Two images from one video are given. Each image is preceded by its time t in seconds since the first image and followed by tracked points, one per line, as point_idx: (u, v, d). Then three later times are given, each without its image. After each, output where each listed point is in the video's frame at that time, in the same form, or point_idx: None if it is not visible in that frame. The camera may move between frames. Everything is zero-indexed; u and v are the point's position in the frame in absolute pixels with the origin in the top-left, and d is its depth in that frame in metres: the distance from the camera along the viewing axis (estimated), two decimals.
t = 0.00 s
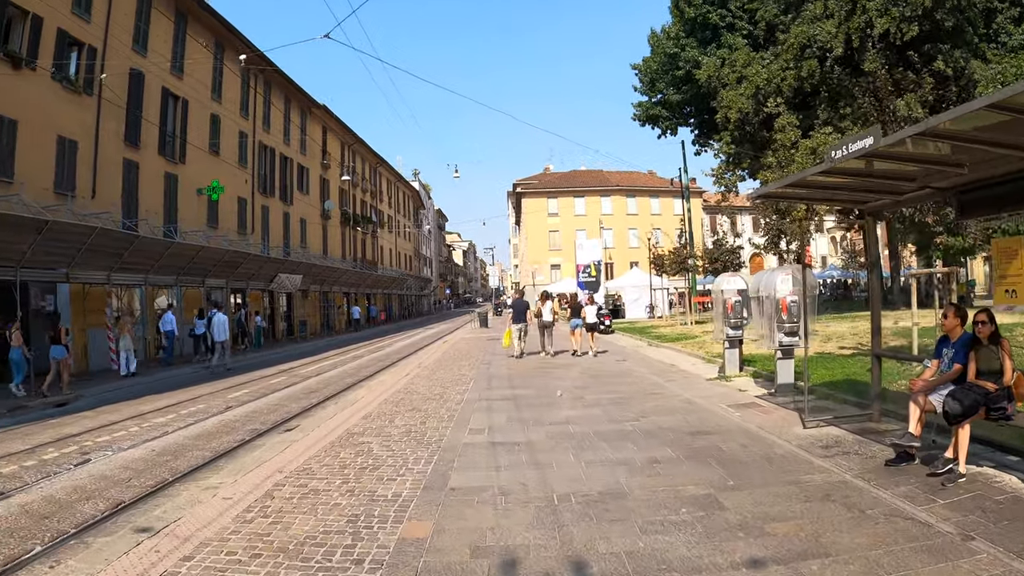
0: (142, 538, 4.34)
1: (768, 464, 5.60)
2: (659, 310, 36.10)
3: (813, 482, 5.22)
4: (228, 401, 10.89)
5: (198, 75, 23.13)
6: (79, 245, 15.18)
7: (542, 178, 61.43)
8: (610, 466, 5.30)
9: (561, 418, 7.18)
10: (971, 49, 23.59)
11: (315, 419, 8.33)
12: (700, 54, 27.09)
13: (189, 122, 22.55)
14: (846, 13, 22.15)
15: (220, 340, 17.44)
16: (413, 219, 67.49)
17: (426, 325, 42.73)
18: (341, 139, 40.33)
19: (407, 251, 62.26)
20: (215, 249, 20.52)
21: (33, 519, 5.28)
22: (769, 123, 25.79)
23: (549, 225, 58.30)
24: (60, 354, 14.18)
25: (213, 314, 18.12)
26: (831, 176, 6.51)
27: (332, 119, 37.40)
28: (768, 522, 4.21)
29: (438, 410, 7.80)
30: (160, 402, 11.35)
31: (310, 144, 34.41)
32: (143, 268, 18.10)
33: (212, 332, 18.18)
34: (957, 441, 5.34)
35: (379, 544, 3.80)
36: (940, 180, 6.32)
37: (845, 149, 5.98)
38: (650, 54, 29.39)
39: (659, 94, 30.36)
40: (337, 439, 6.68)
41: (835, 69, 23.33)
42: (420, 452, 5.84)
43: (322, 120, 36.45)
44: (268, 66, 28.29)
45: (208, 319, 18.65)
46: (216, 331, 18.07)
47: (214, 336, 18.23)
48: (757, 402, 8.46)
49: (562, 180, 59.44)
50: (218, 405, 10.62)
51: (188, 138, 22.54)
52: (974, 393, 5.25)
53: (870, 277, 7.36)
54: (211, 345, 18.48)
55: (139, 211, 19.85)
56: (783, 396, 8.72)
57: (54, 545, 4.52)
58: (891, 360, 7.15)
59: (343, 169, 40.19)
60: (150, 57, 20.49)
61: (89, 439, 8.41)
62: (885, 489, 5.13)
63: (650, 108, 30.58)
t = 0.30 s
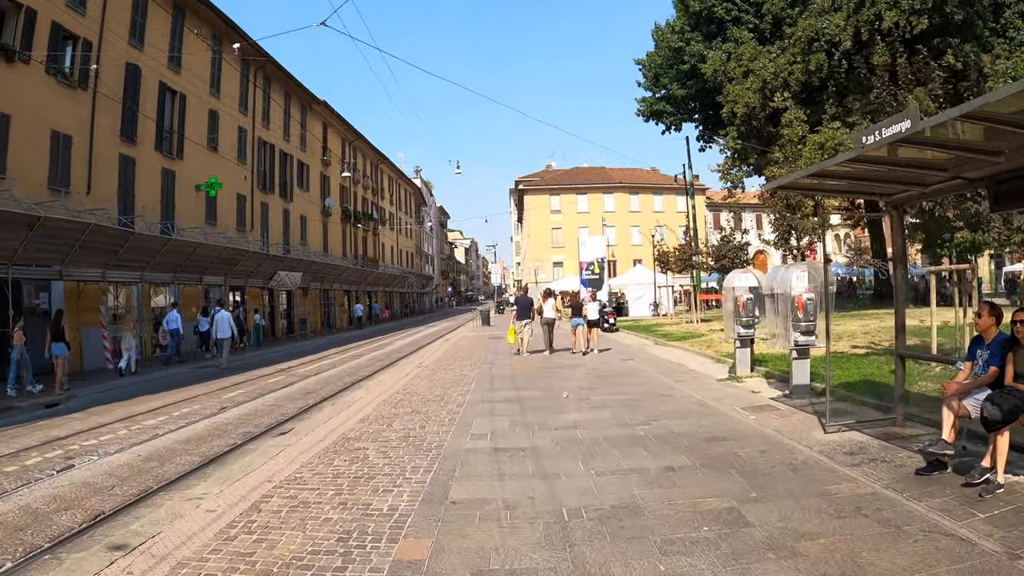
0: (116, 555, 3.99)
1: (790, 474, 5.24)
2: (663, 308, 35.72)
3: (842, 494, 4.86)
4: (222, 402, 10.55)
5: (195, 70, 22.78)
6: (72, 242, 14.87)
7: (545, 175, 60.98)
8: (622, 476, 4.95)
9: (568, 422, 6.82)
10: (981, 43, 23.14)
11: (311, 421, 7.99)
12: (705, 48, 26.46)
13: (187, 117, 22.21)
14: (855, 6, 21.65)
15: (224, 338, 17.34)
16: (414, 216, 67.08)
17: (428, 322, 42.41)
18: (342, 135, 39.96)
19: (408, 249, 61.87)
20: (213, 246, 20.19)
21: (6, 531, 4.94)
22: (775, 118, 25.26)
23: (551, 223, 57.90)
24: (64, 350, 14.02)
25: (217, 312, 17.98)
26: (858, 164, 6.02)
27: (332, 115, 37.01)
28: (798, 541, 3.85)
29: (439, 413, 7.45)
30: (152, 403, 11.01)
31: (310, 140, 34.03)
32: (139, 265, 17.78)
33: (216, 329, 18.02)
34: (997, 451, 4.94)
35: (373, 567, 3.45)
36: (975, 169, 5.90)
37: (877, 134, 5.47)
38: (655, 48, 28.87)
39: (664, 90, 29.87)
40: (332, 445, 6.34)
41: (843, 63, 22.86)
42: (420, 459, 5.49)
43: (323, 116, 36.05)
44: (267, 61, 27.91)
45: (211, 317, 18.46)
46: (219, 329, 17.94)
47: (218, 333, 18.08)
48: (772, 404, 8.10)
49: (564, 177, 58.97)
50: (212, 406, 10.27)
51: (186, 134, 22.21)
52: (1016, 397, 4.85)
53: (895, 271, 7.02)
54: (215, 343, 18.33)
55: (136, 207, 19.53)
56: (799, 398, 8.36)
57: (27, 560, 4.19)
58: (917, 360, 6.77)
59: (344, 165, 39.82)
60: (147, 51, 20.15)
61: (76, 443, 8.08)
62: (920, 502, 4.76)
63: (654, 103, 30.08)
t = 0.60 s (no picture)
0: None
1: (817, 487, 4.90)
2: (668, 308, 35.32)
3: (875, 509, 4.52)
4: (218, 406, 10.23)
5: (195, 67, 22.51)
6: (67, 241, 14.59)
7: (548, 175, 60.59)
8: (639, 488, 4.61)
9: (577, 428, 6.49)
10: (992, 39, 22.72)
11: (308, 426, 7.68)
12: (711, 45, 26.00)
13: (187, 115, 21.96)
14: (864, 2, 21.24)
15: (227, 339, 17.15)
16: (417, 216, 66.78)
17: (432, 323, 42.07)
18: (344, 134, 39.65)
19: (411, 250, 61.50)
20: (213, 246, 19.90)
21: None
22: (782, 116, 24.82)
23: (555, 223, 57.56)
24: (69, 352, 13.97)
25: (221, 313, 17.86)
26: (887, 155, 5.67)
27: (334, 114, 36.73)
28: (832, 564, 3.51)
29: (441, 418, 7.14)
30: (147, 406, 10.70)
31: (312, 139, 33.76)
32: (137, 264, 17.51)
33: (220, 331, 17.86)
34: None
35: None
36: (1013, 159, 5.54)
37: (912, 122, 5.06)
38: (659, 46, 28.44)
39: (669, 88, 29.45)
40: (329, 453, 6.02)
41: (851, 59, 22.45)
42: (422, 469, 5.17)
43: (325, 115, 35.76)
44: (269, 60, 27.66)
45: (216, 319, 18.26)
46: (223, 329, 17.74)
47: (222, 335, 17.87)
48: (790, 409, 7.75)
49: (568, 177, 58.60)
50: (208, 410, 9.96)
51: (186, 132, 21.96)
52: None
53: (922, 272, 6.76)
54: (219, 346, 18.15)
55: (134, 206, 19.26)
56: (817, 403, 8.01)
57: None
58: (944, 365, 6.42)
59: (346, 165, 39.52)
60: (145, 48, 19.90)
61: (63, 450, 7.76)
62: (959, 517, 4.42)
63: (659, 102, 29.65)
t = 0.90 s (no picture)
0: None
1: (847, 501, 4.54)
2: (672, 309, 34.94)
3: (913, 525, 4.16)
4: (212, 409, 9.89)
5: (193, 64, 22.18)
6: (61, 239, 14.26)
7: (550, 175, 60.24)
8: (657, 503, 4.25)
9: (587, 435, 6.13)
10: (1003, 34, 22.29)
11: (304, 432, 7.34)
12: (717, 41, 25.51)
13: (184, 112, 21.64)
14: None
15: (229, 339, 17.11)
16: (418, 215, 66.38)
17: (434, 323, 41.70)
18: (345, 132, 39.34)
19: (412, 249, 61.14)
20: (211, 245, 19.57)
21: None
22: (789, 113, 24.37)
23: (557, 222, 57.22)
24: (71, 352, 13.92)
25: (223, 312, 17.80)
26: (920, 144, 5.30)
27: (335, 112, 36.42)
28: None
29: (443, 423, 6.79)
30: (139, 409, 10.37)
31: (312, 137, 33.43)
32: (133, 264, 17.20)
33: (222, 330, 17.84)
34: None
35: None
36: None
37: (957, 106, 4.58)
38: (664, 42, 28.03)
39: (673, 85, 29.06)
40: (325, 461, 5.68)
41: (859, 55, 22.05)
42: (423, 481, 4.83)
43: (325, 113, 35.43)
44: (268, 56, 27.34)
45: (219, 318, 18.23)
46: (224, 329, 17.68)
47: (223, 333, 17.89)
48: (808, 414, 7.39)
49: (570, 176, 58.25)
50: (202, 413, 9.63)
51: (183, 129, 21.63)
52: None
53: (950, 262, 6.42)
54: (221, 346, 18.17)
55: (130, 204, 18.95)
56: (836, 408, 7.65)
57: None
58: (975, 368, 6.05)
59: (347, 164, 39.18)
60: (142, 44, 19.57)
61: (47, 456, 7.43)
62: (1006, 533, 4.04)
63: (663, 99, 29.24)
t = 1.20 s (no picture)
0: None
1: (875, 518, 4.22)
2: (674, 310, 34.63)
3: (950, 544, 3.83)
4: (205, 414, 9.57)
5: (190, 63, 21.92)
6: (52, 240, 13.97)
7: (551, 175, 59.94)
8: (672, 523, 3.94)
9: (595, 444, 5.82)
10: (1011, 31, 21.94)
11: (297, 440, 7.04)
12: (720, 39, 25.16)
13: (181, 112, 21.37)
14: None
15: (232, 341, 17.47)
16: (419, 216, 66.04)
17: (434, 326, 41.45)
18: (345, 132, 39.08)
19: (413, 250, 60.84)
20: (207, 246, 19.28)
21: None
22: (794, 112, 24.03)
23: (558, 223, 56.92)
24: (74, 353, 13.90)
25: (227, 314, 18.11)
26: (950, 134, 4.98)
27: (334, 112, 36.14)
28: None
29: (443, 431, 6.49)
30: (130, 415, 10.05)
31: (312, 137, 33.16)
32: (128, 265, 16.91)
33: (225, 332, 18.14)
34: None
35: None
36: None
37: (999, 92, 4.22)
38: (666, 41, 27.66)
39: (675, 84, 28.72)
40: (317, 473, 5.37)
41: (865, 53, 21.73)
42: (421, 496, 4.53)
43: (325, 113, 35.18)
44: (268, 56, 27.12)
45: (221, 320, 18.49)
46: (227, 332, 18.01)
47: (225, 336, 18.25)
48: (825, 421, 7.06)
49: (571, 177, 57.95)
50: (194, 419, 9.33)
51: (181, 129, 21.37)
52: None
53: (975, 268, 6.07)
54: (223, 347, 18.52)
55: (126, 204, 18.66)
56: (853, 414, 7.34)
57: None
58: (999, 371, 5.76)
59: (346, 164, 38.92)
60: (138, 42, 19.29)
61: (30, 465, 7.13)
62: None
63: (666, 99, 28.88)
